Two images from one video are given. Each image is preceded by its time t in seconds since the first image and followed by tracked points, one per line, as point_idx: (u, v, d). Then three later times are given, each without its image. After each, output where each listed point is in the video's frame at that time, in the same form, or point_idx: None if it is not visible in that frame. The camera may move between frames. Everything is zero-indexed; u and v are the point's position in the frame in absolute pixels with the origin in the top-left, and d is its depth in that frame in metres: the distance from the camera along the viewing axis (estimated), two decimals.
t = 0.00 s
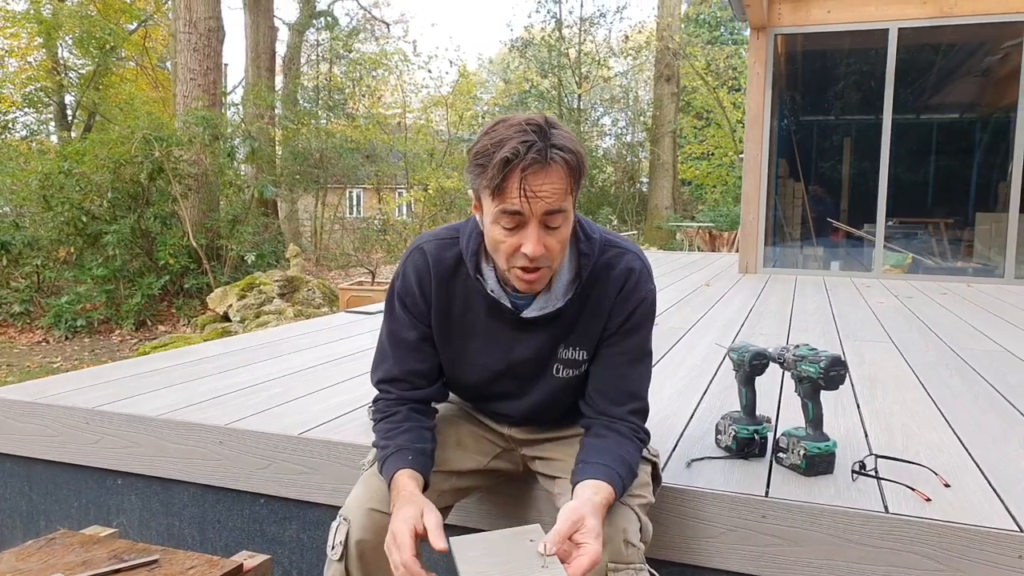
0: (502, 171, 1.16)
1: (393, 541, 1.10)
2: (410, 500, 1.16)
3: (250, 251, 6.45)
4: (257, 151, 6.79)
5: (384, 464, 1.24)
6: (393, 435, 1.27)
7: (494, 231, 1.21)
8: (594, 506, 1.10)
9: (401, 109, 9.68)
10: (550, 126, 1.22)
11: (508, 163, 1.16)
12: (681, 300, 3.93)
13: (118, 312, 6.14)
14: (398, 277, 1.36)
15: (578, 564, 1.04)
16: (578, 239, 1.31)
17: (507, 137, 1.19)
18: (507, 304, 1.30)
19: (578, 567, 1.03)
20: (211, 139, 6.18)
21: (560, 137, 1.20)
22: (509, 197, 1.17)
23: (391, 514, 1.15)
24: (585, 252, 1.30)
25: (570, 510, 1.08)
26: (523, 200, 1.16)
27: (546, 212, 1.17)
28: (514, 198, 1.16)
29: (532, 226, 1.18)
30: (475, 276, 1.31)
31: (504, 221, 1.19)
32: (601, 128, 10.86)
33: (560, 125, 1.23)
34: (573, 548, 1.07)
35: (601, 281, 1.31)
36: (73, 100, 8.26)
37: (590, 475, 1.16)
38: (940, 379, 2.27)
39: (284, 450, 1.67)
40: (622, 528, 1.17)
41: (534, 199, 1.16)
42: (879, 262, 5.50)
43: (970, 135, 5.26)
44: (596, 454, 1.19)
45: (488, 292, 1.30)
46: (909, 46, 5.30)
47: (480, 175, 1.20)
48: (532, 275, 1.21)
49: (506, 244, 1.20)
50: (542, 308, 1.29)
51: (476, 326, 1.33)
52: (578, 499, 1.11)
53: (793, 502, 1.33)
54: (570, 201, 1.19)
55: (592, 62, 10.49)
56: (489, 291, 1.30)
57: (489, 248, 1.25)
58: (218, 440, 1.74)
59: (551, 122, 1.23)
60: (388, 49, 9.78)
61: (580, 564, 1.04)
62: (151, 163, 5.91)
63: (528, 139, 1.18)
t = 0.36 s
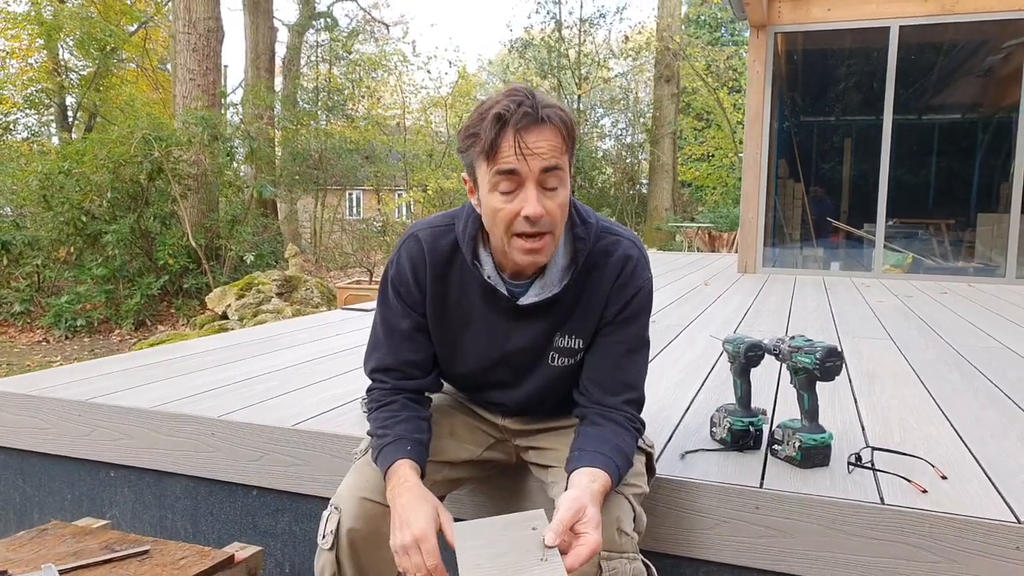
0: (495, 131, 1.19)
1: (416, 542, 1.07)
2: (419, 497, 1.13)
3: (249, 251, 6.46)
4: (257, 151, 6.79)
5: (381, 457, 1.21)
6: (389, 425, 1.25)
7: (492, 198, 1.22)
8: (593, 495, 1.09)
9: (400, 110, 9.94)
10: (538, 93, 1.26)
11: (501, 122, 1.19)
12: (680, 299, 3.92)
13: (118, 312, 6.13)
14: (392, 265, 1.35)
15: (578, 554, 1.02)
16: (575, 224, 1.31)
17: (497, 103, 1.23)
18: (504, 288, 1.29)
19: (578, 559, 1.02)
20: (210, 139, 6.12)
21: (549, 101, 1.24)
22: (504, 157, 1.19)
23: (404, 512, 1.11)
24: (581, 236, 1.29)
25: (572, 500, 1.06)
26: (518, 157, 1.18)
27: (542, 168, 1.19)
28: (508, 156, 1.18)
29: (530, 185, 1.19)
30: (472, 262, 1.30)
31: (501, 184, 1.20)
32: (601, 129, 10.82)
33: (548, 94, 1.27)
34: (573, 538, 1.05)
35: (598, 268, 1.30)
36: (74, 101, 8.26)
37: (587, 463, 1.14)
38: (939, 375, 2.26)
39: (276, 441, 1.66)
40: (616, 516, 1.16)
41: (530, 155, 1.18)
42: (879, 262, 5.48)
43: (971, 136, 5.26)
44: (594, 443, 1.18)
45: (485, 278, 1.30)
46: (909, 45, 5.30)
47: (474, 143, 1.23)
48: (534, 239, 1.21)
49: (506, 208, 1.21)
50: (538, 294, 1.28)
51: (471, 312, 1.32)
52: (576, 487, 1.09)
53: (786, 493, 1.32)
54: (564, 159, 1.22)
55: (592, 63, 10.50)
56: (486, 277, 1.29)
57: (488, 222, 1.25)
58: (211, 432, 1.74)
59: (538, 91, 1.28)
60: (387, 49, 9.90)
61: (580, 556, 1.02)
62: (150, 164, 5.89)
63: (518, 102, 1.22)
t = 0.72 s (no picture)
0: (478, 112, 1.21)
1: (409, 526, 1.07)
2: (412, 482, 1.13)
3: (249, 250, 6.43)
4: (258, 150, 6.76)
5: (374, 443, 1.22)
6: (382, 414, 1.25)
7: (482, 179, 1.23)
8: (587, 479, 1.09)
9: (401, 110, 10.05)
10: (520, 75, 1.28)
11: (483, 104, 1.21)
12: (679, 296, 3.92)
13: (119, 310, 6.14)
14: (386, 252, 1.36)
15: (571, 538, 1.02)
16: (568, 207, 1.32)
17: (479, 86, 1.25)
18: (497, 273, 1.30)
19: (570, 542, 1.01)
20: (211, 138, 6.08)
21: (530, 79, 1.27)
22: (489, 137, 1.21)
23: (396, 498, 1.11)
24: (574, 220, 1.30)
25: (568, 484, 1.06)
26: (503, 135, 1.20)
27: (529, 145, 1.21)
28: (494, 136, 1.21)
29: (519, 163, 1.21)
30: (465, 247, 1.31)
31: (490, 165, 1.22)
32: (601, 129, 10.77)
33: (529, 75, 1.29)
34: (568, 522, 1.04)
35: (591, 253, 1.30)
36: (76, 101, 8.27)
37: (582, 449, 1.14)
38: (939, 369, 2.25)
39: (273, 432, 1.67)
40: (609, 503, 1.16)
41: (515, 133, 1.20)
42: (880, 260, 5.46)
43: (974, 135, 5.28)
44: (588, 429, 1.18)
45: (477, 263, 1.31)
46: (911, 43, 5.29)
47: (459, 128, 1.25)
48: (529, 217, 1.22)
49: (497, 189, 1.22)
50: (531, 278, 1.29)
51: (464, 298, 1.33)
52: (571, 471, 1.09)
53: (783, 482, 1.31)
54: (550, 135, 1.24)
55: (592, 62, 10.60)
56: (478, 262, 1.30)
57: (480, 204, 1.27)
58: (208, 422, 1.74)
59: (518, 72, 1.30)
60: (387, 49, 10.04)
61: (573, 539, 1.02)
62: (151, 162, 5.91)
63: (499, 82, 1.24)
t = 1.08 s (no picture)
0: (472, 126, 1.17)
1: (411, 485, 1.11)
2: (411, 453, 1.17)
3: (251, 248, 6.45)
4: (258, 149, 6.71)
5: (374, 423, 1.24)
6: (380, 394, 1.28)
7: (472, 188, 1.22)
8: (579, 465, 1.09)
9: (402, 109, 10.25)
10: (523, 77, 1.21)
11: (478, 117, 1.16)
12: (679, 293, 3.93)
13: (121, 308, 6.14)
14: (381, 242, 1.36)
15: (560, 522, 1.02)
16: (564, 198, 1.31)
17: (477, 90, 1.19)
18: (490, 266, 1.30)
19: (559, 526, 1.01)
20: (212, 136, 6.11)
21: (530, 86, 1.20)
22: (481, 153, 1.17)
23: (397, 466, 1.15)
24: (570, 211, 1.30)
25: (558, 469, 1.07)
26: (496, 154, 1.16)
27: (521, 166, 1.17)
28: (486, 153, 1.17)
29: (509, 181, 1.19)
30: (459, 238, 1.30)
31: (480, 177, 1.20)
32: (603, 129, 10.75)
33: (532, 76, 1.22)
34: (559, 508, 1.05)
35: (587, 243, 1.31)
36: (78, 100, 8.27)
37: (575, 435, 1.15)
38: (940, 364, 2.25)
39: (272, 423, 1.67)
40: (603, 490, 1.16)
41: (508, 153, 1.16)
42: (881, 257, 5.45)
43: (977, 133, 5.29)
44: (583, 416, 1.19)
45: (471, 255, 1.30)
46: (914, 40, 5.28)
47: (453, 132, 1.21)
48: (513, 229, 1.23)
49: (484, 201, 1.21)
50: (525, 270, 1.29)
51: (458, 290, 1.33)
52: (562, 457, 1.10)
53: (781, 472, 1.31)
54: (546, 152, 1.19)
55: (594, 61, 10.56)
56: (472, 253, 1.30)
57: (469, 207, 1.26)
58: (207, 414, 1.74)
59: (521, 71, 1.22)
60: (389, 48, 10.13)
61: (563, 523, 1.02)
62: (152, 161, 5.90)
63: (497, 91, 1.18)
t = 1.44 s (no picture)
0: (501, 113, 1.17)
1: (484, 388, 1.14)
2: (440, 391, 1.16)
3: (252, 247, 6.45)
4: (259, 148, 6.72)
5: (401, 377, 1.21)
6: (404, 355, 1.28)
7: (492, 177, 1.22)
8: (576, 454, 1.09)
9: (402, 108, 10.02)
10: (554, 69, 1.22)
11: (507, 105, 1.17)
12: (681, 290, 3.93)
13: (122, 306, 6.12)
14: (398, 228, 1.36)
15: (556, 508, 1.01)
16: (580, 190, 1.35)
17: (508, 78, 1.20)
18: (505, 257, 1.31)
19: (554, 512, 1.00)
20: (213, 135, 6.12)
21: (561, 81, 1.20)
22: (506, 142, 1.17)
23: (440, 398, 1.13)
24: (585, 203, 1.33)
25: (555, 456, 1.06)
26: (521, 145, 1.16)
27: (543, 160, 1.18)
28: (512, 142, 1.17)
29: (530, 173, 1.19)
30: (474, 228, 1.32)
31: (501, 166, 1.20)
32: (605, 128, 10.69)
33: (564, 71, 1.23)
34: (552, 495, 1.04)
35: (599, 233, 1.33)
36: (79, 99, 8.26)
37: (573, 425, 1.15)
38: (941, 358, 2.25)
39: (273, 416, 1.67)
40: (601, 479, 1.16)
41: (532, 146, 1.17)
42: (883, 255, 5.44)
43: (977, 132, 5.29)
44: (582, 406, 1.19)
45: (486, 244, 1.31)
46: (914, 38, 5.28)
47: (480, 118, 1.21)
48: (528, 222, 1.23)
49: (502, 190, 1.21)
50: (539, 261, 1.31)
51: (473, 278, 1.35)
52: (560, 445, 1.10)
53: (782, 463, 1.31)
54: (569, 148, 1.20)
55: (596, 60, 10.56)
56: (487, 244, 1.31)
57: (487, 197, 1.26)
58: (208, 407, 1.74)
59: (553, 65, 1.23)
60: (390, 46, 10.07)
61: (558, 508, 1.01)
62: (152, 159, 5.90)
63: (529, 82, 1.18)
